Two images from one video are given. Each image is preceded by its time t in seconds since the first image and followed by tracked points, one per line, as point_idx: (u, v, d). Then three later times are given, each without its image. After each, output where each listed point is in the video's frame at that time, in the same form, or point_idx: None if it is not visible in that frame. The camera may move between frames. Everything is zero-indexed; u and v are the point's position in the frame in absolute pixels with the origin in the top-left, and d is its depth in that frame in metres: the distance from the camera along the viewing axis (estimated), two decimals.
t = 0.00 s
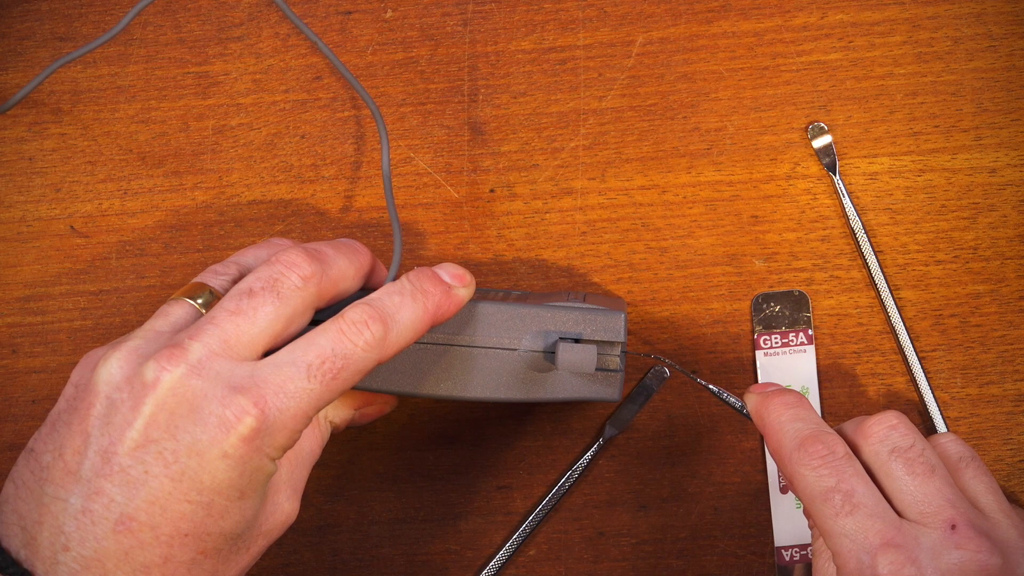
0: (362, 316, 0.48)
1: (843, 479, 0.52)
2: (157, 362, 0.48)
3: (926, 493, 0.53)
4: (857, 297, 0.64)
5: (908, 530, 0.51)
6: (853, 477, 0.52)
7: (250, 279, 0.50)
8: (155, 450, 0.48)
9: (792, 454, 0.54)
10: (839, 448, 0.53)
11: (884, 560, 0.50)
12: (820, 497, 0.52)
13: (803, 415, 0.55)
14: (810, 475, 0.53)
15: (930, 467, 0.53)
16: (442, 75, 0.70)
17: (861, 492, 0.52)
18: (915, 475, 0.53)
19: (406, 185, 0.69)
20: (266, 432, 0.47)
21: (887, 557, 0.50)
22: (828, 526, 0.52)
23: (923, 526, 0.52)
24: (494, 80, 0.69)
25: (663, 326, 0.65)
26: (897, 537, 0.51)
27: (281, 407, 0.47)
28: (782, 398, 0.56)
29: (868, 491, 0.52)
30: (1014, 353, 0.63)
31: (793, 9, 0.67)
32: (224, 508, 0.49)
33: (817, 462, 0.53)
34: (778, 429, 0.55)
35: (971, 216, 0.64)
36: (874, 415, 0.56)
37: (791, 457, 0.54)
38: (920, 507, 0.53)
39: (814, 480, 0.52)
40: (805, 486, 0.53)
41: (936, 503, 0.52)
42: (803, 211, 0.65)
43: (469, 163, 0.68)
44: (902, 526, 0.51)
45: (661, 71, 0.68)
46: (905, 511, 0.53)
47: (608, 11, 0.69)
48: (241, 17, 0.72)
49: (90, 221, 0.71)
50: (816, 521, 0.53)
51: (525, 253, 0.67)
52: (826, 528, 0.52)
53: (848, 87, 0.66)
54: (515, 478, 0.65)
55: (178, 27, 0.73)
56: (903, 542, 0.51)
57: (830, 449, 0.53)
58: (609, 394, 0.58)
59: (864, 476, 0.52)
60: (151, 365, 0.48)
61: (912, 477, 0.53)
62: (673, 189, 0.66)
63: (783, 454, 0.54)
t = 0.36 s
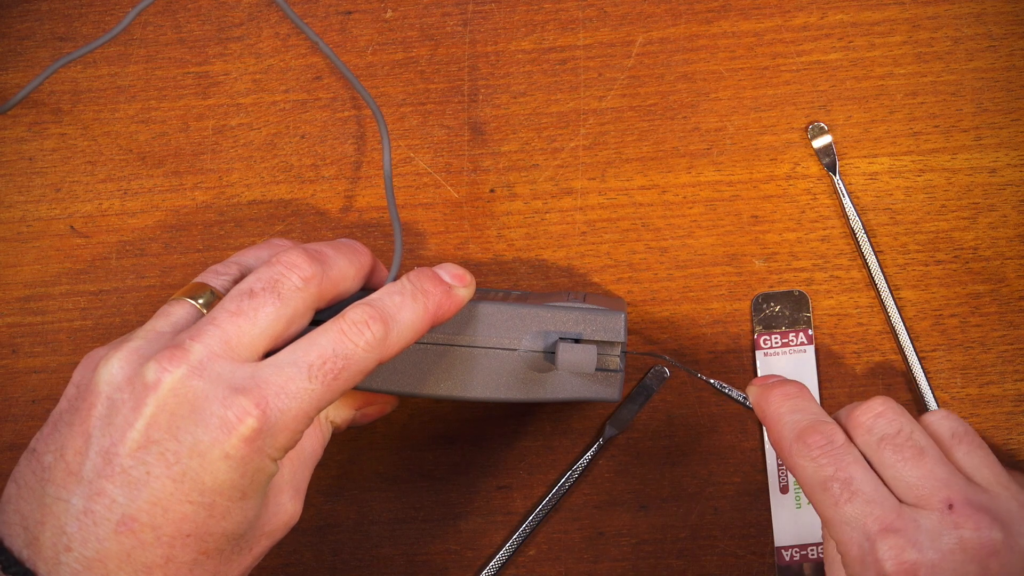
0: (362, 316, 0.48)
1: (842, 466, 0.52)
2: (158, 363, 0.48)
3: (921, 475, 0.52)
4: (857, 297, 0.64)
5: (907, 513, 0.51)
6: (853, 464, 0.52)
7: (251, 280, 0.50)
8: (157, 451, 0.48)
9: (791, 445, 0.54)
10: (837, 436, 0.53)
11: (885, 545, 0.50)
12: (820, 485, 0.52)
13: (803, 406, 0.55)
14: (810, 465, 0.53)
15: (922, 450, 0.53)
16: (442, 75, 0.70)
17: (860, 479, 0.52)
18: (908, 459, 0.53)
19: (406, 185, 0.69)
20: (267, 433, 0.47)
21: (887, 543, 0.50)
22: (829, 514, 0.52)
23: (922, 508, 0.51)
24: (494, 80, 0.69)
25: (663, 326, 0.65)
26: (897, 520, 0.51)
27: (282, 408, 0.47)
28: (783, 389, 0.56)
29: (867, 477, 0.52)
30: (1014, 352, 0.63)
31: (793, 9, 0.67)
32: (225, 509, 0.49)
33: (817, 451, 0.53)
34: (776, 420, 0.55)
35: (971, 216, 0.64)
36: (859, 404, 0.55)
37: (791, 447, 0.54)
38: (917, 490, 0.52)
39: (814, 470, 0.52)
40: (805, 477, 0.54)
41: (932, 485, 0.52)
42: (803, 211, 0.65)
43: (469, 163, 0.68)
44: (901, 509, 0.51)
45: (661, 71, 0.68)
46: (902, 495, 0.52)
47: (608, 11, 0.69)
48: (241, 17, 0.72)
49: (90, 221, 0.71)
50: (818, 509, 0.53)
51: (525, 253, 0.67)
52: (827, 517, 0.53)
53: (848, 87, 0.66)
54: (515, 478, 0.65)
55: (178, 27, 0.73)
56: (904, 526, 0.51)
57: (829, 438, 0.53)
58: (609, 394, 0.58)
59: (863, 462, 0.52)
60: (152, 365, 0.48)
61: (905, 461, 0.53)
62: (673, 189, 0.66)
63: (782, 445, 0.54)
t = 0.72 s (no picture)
0: (364, 316, 0.48)
1: (824, 487, 0.52)
2: (160, 361, 0.48)
3: (899, 500, 0.52)
4: (857, 297, 0.64)
5: (883, 540, 0.51)
6: (835, 486, 0.52)
7: (254, 281, 0.50)
8: (159, 449, 0.48)
9: (778, 462, 0.54)
10: (821, 455, 0.53)
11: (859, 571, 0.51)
12: (801, 505, 0.53)
13: (793, 419, 0.55)
14: (794, 483, 0.53)
15: (898, 475, 0.53)
16: (442, 75, 0.70)
17: (840, 502, 0.52)
18: (885, 484, 0.52)
19: (406, 185, 0.69)
20: (269, 432, 0.47)
21: (861, 568, 0.51)
22: (808, 535, 0.53)
23: (897, 535, 0.51)
24: (494, 80, 0.69)
25: (663, 326, 0.65)
26: (872, 546, 0.51)
27: (285, 407, 0.47)
28: (776, 398, 0.56)
29: (847, 501, 0.52)
30: (1014, 352, 0.63)
31: (793, 9, 0.67)
32: (227, 507, 0.49)
33: (801, 470, 0.53)
34: (766, 434, 0.55)
35: (971, 216, 0.64)
36: (844, 419, 0.55)
37: (777, 465, 0.54)
38: (894, 515, 0.52)
39: (797, 488, 0.53)
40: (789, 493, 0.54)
41: (907, 511, 0.52)
42: (803, 211, 0.65)
43: (469, 163, 0.68)
44: (876, 536, 0.51)
45: (661, 71, 0.68)
46: (879, 520, 0.52)
47: (608, 11, 0.69)
48: (242, 17, 0.72)
49: (90, 221, 0.71)
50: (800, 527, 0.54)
51: (525, 253, 0.67)
52: (807, 537, 0.53)
53: (848, 87, 0.66)
54: (515, 478, 0.65)
55: (178, 27, 0.73)
56: (878, 552, 0.51)
57: (814, 458, 0.53)
58: (610, 394, 0.59)
59: (844, 485, 0.52)
60: (154, 364, 0.48)
61: (883, 486, 0.52)
62: (673, 189, 0.66)
63: (770, 459, 0.55)
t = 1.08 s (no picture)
0: (361, 315, 0.48)
1: (854, 476, 0.52)
2: (156, 362, 0.48)
3: (934, 496, 0.52)
4: (857, 297, 0.64)
5: (917, 531, 0.51)
6: (866, 476, 0.51)
7: (249, 279, 0.50)
8: (155, 450, 0.48)
9: (803, 450, 0.53)
10: (851, 445, 0.53)
11: (892, 561, 0.50)
12: (830, 493, 0.52)
13: (815, 411, 0.55)
14: (821, 471, 0.52)
15: (936, 470, 0.53)
16: (442, 75, 0.70)
17: (872, 491, 0.51)
18: (922, 478, 0.53)
19: (406, 185, 0.69)
20: (266, 431, 0.47)
21: (895, 558, 0.50)
22: (835, 523, 0.52)
23: (930, 528, 0.52)
24: (494, 80, 0.69)
25: (663, 326, 0.65)
26: (906, 538, 0.51)
27: (281, 407, 0.47)
28: (795, 393, 0.55)
29: (880, 491, 0.51)
30: (1014, 352, 0.63)
31: (793, 9, 0.67)
32: (224, 507, 0.49)
33: (829, 457, 0.52)
34: (789, 423, 0.55)
35: (971, 216, 0.64)
36: (879, 416, 0.55)
37: (803, 453, 0.53)
38: (927, 510, 0.52)
39: (825, 476, 0.52)
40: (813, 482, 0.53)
41: (942, 507, 0.52)
42: (803, 211, 0.65)
43: (469, 163, 0.68)
44: (909, 527, 0.51)
45: (661, 71, 0.68)
46: (911, 512, 0.52)
47: (608, 11, 0.69)
48: (242, 17, 0.72)
49: (90, 221, 0.71)
50: (822, 516, 0.53)
51: (525, 252, 0.67)
52: (832, 525, 0.52)
53: (848, 87, 0.66)
54: (515, 478, 0.65)
55: (178, 27, 0.73)
56: (912, 543, 0.51)
57: (843, 446, 0.52)
58: (608, 394, 0.58)
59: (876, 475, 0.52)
60: (151, 364, 0.48)
61: (919, 480, 0.53)
62: (673, 189, 0.66)
63: (794, 448, 0.54)
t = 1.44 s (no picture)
0: (368, 320, 0.48)
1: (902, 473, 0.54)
2: (163, 367, 0.48)
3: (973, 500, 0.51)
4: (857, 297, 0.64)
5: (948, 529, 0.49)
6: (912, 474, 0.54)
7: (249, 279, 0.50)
8: (160, 455, 0.48)
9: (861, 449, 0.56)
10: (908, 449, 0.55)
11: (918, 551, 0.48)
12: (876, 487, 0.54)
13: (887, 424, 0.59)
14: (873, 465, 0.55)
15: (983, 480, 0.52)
16: (442, 75, 0.70)
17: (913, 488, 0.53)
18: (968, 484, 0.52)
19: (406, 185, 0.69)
20: (272, 436, 0.48)
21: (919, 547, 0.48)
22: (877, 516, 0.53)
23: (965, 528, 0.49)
24: (494, 80, 0.69)
25: (663, 327, 0.65)
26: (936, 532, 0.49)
27: (288, 412, 0.48)
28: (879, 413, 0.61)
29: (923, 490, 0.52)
30: (1014, 353, 0.63)
31: (793, 9, 0.67)
32: (228, 512, 0.49)
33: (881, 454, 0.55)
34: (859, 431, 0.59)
35: (971, 216, 0.64)
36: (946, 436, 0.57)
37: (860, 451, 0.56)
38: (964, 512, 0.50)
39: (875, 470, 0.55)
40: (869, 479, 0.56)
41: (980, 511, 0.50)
42: (803, 211, 0.65)
43: (469, 163, 0.68)
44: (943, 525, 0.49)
45: (661, 71, 0.68)
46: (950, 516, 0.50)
47: (608, 10, 0.69)
48: (242, 17, 0.72)
49: (90, 221, 0.71)
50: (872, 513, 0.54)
51: (525, 253, 0.67)
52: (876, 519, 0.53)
53: (848, 87, 0.66)
54: (515, 478, 0.65)
55: (178, 27, 0.73)
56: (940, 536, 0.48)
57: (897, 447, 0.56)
58: (609, 392, 0.58)
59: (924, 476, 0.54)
60: (157, 369, 0.48)
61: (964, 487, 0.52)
62: (673, 189, 0.66)
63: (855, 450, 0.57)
